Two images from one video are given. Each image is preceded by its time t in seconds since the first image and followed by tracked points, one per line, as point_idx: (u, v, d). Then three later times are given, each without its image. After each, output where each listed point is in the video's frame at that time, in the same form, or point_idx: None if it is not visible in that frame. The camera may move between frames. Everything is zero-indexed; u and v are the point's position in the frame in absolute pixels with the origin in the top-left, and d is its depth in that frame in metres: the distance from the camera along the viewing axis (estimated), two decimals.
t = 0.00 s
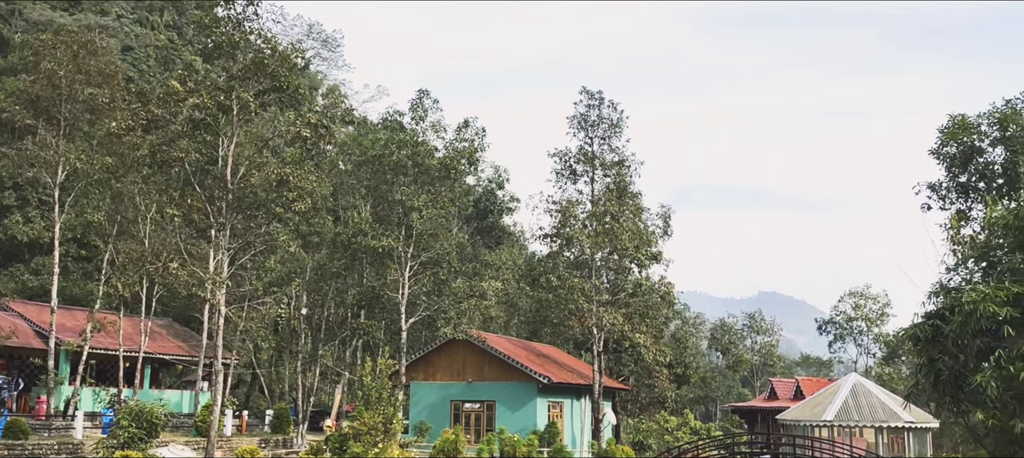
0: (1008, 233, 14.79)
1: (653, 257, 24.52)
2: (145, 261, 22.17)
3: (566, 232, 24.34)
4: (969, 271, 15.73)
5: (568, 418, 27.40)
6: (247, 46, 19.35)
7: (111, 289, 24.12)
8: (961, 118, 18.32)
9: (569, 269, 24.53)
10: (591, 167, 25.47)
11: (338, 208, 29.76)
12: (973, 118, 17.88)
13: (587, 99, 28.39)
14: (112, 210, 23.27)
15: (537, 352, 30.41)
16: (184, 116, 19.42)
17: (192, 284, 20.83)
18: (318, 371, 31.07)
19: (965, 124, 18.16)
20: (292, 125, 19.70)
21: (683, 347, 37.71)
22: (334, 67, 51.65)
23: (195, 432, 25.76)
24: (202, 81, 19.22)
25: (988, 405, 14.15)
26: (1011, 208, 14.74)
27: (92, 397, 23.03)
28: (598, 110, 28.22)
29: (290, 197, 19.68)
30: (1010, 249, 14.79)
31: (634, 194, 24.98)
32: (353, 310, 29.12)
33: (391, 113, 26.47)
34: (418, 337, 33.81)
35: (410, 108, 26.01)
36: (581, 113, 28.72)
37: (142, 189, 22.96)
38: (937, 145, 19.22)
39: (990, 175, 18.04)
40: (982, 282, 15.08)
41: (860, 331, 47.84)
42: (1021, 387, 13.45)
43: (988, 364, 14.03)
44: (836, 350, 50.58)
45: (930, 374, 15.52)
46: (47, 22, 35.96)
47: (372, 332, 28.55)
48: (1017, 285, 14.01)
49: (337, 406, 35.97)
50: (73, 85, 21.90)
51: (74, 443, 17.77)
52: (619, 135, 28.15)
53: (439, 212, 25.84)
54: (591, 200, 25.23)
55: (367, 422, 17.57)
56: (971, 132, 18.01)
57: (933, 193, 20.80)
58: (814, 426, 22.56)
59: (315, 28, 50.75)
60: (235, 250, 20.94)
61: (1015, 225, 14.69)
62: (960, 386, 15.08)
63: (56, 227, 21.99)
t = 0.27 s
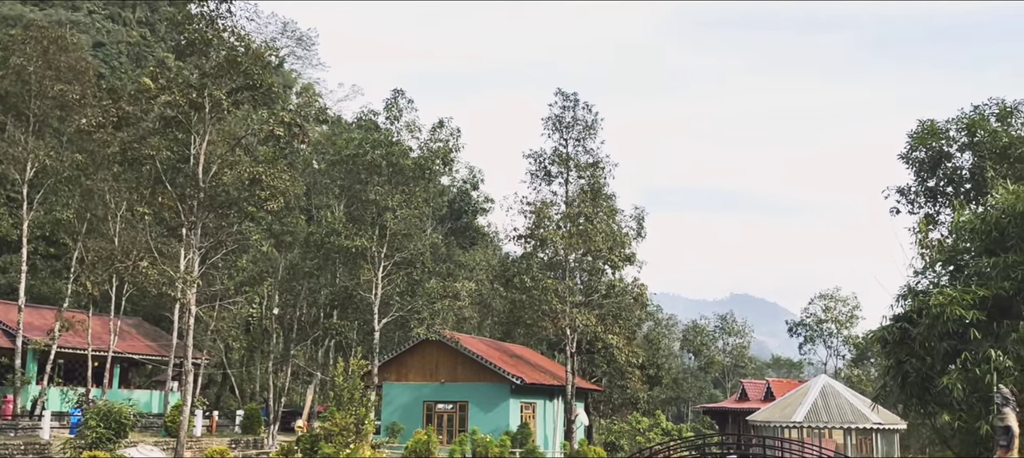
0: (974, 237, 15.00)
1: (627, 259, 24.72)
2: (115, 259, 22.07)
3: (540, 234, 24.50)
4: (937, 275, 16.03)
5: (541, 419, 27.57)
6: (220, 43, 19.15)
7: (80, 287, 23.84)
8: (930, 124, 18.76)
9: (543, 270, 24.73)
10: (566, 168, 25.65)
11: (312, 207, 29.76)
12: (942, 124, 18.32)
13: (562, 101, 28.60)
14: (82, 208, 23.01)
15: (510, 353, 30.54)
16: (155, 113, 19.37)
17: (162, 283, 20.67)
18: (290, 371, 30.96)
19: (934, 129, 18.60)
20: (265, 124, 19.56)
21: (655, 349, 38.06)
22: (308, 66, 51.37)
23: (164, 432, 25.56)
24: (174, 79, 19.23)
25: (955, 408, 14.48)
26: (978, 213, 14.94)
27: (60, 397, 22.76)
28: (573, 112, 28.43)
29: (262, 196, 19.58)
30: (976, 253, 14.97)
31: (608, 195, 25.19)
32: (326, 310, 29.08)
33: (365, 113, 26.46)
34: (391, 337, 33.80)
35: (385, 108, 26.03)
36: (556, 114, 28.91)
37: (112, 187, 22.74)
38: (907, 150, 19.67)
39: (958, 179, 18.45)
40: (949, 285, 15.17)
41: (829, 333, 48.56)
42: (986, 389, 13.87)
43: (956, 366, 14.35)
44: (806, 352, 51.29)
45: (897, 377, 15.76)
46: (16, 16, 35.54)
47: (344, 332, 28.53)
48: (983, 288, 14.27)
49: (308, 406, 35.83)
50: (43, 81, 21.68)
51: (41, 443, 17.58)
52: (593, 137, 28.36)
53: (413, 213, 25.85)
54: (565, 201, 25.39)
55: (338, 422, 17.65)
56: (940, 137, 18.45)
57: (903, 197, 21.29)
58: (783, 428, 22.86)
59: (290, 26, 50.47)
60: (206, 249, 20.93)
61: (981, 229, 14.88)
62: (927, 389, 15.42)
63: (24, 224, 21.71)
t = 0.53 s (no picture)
0: (943, 241, 15.22)
1: (602, 260, 24.90)
2: (85, 258, 21.86)
3: (516, 235, 24.63)
4: (908, 277, 16.22)
5: (515, 420, 27.70)
6: (194, 41, 19.13)
7: (49, 286, 23.58)
8: (902, 129, 19.04)
9: (519, 271, 24.90)
10: (542, 170, 25.80)
11: (287, 207, 29.76)
12: (912, 129, 18.59)
13: (539, 102, 28.75)
14: (51, 206, 22.73)
15: (485, 354, 30.65)
16: (128, 110, 19.31)
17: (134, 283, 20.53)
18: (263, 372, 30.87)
19: (905, 134, 18.87)
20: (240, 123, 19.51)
21: (630, 350, 38.36)
22: (284, 65, 51.15)
23: (135, 433, 25.36)
24: (147, 76, 19.14)
25: (922, 409, 14.68)
26: (948, 216, 15.15)
27: (28, 397, 22.50)
28: (549, 113, 28.60)
29: (236, 195, 19.46)
30: (946, 256, 15.18)
31: (584, 197, 25.37)
32: (300, 310, 29.04)
33: (341, 112, 26.45)
34: (366, 338, 33.77)
35: (360, 108, 26.03)
36: (533, 115, 29.07)
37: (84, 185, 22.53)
38: (880, 154, 19.95)
39: (928, 183, 18.68)
40: (920, 288, 15.46)
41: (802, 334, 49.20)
42: (954, 391, 14.26)
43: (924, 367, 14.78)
44: (779, 354, 51.93)
45: (868, 378, 15.98)
46: None
47: (319, 332, 28.50)
48: (952, 291, 14.58)
49: (282, 408, 35.67)
50: (13, 77, 21.48)
51: (9, 444, 17.39)
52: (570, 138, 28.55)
53: (389, 213, 25.79)
54: (541, 202, 25.55)
55: (311, 424, 17.66)
56: (911, 142, 18.73)
57: (875, 201, 21.60)
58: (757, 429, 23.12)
59: (265, 25, 50.15)
60: (178, 248, 20.85)
61: (951, 232, 15.09)
62: (896, 390, 15.65)
63: None
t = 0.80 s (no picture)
0: (911, 244, 15.01)
1: (576, 262, 25.13)
2: (54, 257, 21.65)
3: (490, 236, 24.78)
4: (877, 280, 16.23)
5: (489, 422, 27.83)
6: (166, 39, 19.04)
7: (16, 286, 23.31)
8: (871, 133, 18.73)
9: (493, 272, 24.89)
10: (516, 171, 25.98)
11: (259, 207, 29.76)
12: (881, 133, 18.23)
13: (514, 103, 28.92)
14: (19, 205, 22.47)
15: (459, 356, 30.78)
16: (98, 109, 19.22)
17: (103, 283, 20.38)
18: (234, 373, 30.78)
19: (875, 137, 18.48)
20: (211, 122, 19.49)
21: (603, 351, 38.68)
22: (257, 63, 50.74)
23: (103, 435, 25.14)
24: (118, 75, 19.06)
25: (890, 409, 14.77)
26: (915, 220, 14.93)
27: None
28: (524, 114, 28.79)
29: (207, 194, 19.36)
30: (914, 259, 14.98)
31: (558, 199, 25.57)
32: (272, 311, 28.99)
33: (314, 112, 26.41)
34: (339, 339, 33.75)
35: (334, 108, 26.03)
36: (507, 117, 29.24)
37: (53, 183, 22.30)
38: (850, 158, 19.61)
39: (897, 187, 18.22)
40: (888, 291, 15.26)
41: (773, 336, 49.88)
42: (921, 391, 14.33)
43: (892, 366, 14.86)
44: (750, 355, 52.57)
45: (837, 380, 15.93)
46: None
47: (291, 333, 28.44)
48: (919, 294, 14.47)
49: (253, 409, 35.47)
50: None
51: None
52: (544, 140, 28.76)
53: (363, 213, 25.96)
54: (515, 204, 25.71)
55: (282, 425, 17.65)
56: (881, 146, 18.38)
57: (845, 205, 21.56)
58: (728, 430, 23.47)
59: (239, 23, 49.82)
60: (149, 248, 20.84)
61: (917, 236, 14.91)
62: (865, 391, 15.59)
63: None
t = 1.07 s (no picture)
0: (876, 245, 15.51)
1: (545, 261, 25.41)
2: (16, 254, 21.41)
3: (460, 235, 24.97)
4: (841, 281, 16.58)
5: (457, 421, 28.02)
6: (132, 34, 18.98)
7: None
8: (837, 135, 19.19)
9: (462, 271, 25.14)
10: (487, 170, 26.17)
11: (226, 205, 29.66)
12: (847, 135, 18.72)
13: (485, 102, 29.12)
14: None
15: (428, 355, 30.93)
16: (63, 104, 19.04)
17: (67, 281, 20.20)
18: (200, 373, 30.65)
19: (841, 140, 19.00)
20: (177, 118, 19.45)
21: (572, 351, 39.06)
22: (227, 60, 50.34)
23: (66, 435, 24.89)
24: (82, 70, 18.85)
25: (854, 409, 14.93)
26: (880, 221, 15.43)
27: None
28: (495, 113, 29.02)
29: (174, 191, 19.39)
30: (878, 260, 15.44)
31: (528, 198, 25.82)
32: (240, 309, 28.91)
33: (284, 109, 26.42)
34: (307, 338, 33.72)
35: (304, 105, 26.07)
36: (478, 116, 29.44)
37: (16, 179, 22.06)
38: (816, 159, 20.09)
39: (862, 189, 18.75)
40: (853, 291, 15.68)
41: (740, 336, 50.68)
42: (885, 390, 14.49)
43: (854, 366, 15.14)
44: (717, 354, 53.41)
45: (801, 379, 16.09)
46: None
47: (258, 332, 28.38)
48: (884, 294, 14.85)
49: (220, 409, 35.33)
50: None
51: None
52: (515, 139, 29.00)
53: (331, 212, 25.96)
54: (485, 203, 25.92)
55: (249, 425, 17.64)
56: (847, 148, 18.89)
57: (813, 206, 22.03)
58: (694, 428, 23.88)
59: (207, 18, 49.40)
60: (114, 246, 20.79)
61: (883, 237, 15.40)
62: (830, 391, 15.77)
63: None
